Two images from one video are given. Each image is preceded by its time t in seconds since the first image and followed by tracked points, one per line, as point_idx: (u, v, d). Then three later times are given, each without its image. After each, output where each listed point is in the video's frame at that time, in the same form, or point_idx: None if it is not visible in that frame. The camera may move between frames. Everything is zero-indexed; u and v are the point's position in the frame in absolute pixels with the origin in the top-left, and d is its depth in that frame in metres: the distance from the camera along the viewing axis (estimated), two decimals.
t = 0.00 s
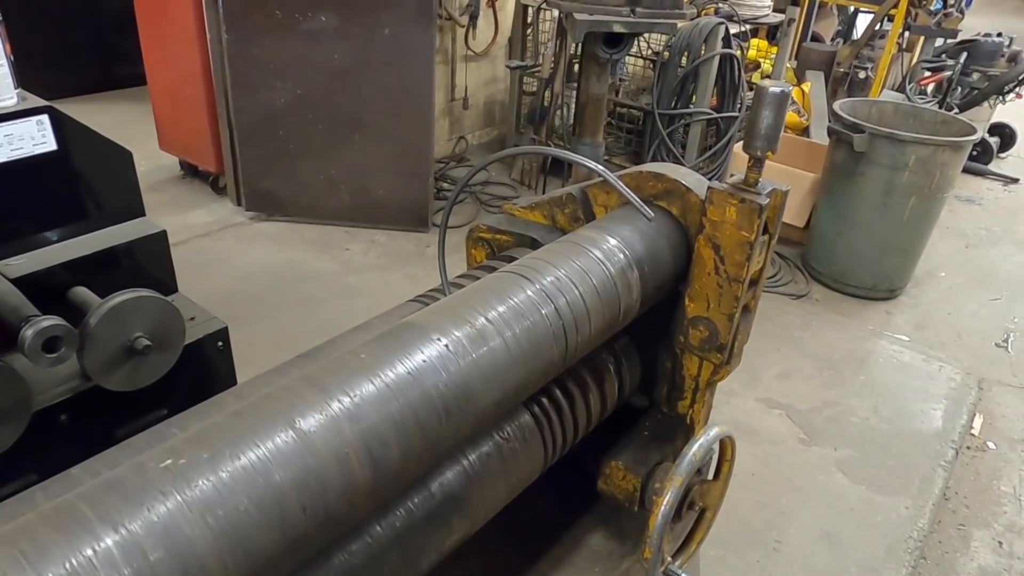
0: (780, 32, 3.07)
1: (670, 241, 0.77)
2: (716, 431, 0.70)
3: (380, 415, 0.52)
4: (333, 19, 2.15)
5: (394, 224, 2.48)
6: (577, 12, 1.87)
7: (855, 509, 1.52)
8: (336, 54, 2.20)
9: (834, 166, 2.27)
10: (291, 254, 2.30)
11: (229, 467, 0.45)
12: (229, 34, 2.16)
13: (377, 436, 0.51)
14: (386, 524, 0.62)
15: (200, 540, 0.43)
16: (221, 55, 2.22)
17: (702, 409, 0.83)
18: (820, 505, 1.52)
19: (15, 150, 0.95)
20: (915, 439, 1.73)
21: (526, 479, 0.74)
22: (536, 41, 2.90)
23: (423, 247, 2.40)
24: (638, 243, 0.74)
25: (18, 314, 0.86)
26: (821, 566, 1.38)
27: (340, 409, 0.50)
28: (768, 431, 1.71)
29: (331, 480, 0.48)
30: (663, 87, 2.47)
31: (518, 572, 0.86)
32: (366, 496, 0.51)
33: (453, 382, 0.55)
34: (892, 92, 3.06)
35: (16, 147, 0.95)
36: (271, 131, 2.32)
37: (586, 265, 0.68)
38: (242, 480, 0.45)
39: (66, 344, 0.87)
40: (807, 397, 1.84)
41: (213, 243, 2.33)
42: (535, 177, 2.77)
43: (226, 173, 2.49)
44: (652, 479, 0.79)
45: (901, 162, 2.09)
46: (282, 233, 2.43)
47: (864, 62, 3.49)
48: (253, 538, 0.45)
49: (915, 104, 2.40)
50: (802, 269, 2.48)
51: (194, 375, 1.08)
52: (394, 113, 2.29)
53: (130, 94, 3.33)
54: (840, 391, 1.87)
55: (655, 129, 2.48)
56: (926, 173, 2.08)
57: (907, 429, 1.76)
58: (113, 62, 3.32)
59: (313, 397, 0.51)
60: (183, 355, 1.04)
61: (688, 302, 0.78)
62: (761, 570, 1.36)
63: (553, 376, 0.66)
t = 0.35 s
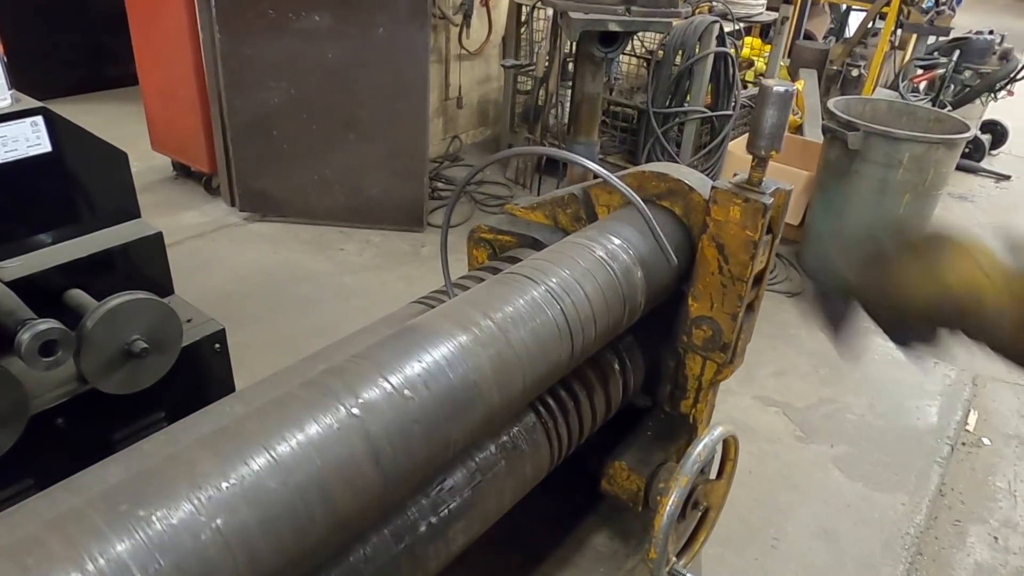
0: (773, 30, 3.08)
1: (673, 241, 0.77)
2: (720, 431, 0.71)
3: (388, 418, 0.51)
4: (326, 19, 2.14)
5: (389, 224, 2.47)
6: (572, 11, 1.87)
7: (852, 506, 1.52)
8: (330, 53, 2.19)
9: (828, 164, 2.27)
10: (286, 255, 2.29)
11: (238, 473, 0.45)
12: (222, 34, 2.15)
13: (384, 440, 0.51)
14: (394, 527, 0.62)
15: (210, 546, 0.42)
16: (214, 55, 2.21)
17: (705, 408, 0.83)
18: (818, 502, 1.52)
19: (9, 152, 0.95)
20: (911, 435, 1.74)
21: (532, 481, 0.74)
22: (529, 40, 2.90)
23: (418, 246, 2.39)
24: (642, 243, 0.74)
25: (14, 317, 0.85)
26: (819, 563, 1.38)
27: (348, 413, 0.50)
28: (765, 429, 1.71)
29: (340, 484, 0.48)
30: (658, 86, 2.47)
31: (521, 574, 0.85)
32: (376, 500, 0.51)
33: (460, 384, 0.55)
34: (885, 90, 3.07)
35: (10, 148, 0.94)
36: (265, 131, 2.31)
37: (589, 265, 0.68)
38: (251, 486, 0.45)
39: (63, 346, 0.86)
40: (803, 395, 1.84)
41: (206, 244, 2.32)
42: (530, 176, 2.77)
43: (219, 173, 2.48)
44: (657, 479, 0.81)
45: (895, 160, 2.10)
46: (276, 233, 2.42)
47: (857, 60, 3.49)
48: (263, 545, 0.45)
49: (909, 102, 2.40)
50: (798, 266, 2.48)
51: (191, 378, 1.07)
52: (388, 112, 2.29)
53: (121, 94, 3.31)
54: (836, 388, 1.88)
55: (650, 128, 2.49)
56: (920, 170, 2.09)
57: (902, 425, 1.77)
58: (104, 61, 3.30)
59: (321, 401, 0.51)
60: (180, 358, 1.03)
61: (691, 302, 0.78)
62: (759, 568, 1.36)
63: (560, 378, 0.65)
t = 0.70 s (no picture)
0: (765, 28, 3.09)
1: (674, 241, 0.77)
2: (723, 432, 0.71)
3: (395, 422, 0.51)
4: (318, 19, 2.14)
5: (382, 225, 2.47)
6: (565, 10, 1.87)
7: (846, 503, 1.53)
8: (322, 54, 2.18)
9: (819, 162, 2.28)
10: (278, 256, 2.28)
11: (247, 480, 0.45)
12: (213, 34, 2.14)
13: (393, 443, 0.51)
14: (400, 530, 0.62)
15: (221, 553, 0.42)
16: (206, 56, 2.20)
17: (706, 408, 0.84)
18: (812, 500, 1.53)
19: (2, 154, 0.94)
20: (904, 432, 1.75)
21: (537, 482, 0.74)
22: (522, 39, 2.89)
23: (411, 247, 2.39)
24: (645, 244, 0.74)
25: (9, 319, 0.85)
26: (814, 560, 1.39)
27: (356, 418, 0.50)
28: (759, 427, 1.72)
29: (347, 487, 0.48)
30: (650, 85, 2.48)
31: None
32: (385, 503, 0.51)
33: (466, 388, 0.55)
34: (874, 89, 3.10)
35: (3, 151, 0.94)
36: (257, 132, 2.30)
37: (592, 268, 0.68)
38: (262, 492, 0.45)
39: (58, 350, 0.86)
40: (797, 393, 1.85)
41: (198, 246, 2.31)
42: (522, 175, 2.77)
43: (211, 175, 2.47)
44: (658, 479, 0.81)
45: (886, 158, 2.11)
46: (268, 234, 2.40)
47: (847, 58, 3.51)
48: (274, 551, 0.45)
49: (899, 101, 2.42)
50: (790, 265, 2.49)
51: (184, 383, 1.06)
52: (380, 112, 2.28)
53: (109, 95, 3.28)
54: (829, 386, 1.88)
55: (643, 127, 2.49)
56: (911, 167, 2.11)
57: (895, 422, 1.78)
58: (92, 62, 3.27)
59: (329, 406, 0.50)
60: (175, 361, 1.03)
61: (693, 303, 0.79)
62: (755, 566, 1.37)
63: (563, 380, 0.66)
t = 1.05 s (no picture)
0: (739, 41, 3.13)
1: (657, 250, 0.78)
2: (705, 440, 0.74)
3: (385, 432, 0.52)
4: (296, 32, 2.14)
5: (361, 237, 2.46)
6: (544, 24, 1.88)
7: (825, 509, 1.55)
8: (301, 67, 2.18)
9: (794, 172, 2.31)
10: (257, 269, 2.27)
11: (236, 494, 0.45)
12: (191, 47, 2.13)
13: (381, 455, 0.51)
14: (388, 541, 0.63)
15: (210, 567, 0.42)
16: (183, 69, 2.19)
17: (689, 418, 0.85)
18: (792, 506, 1.55)
19: None
20: (881, 438, 1.77)
21: (525, 490, 0.75)
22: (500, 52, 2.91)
23: (390, 259, 2.38)
24: (630, 253, 0.75)
25: None
26: (794, 566, 1.40)
27: (345, 430, 0.50)
28: (739, 435, 1.73)
29: (337, 500, 0.48)
30: (628, 97, 2.51)
31: None
32: (374, 514, 0.51)
33: (455, 399, 0.56)
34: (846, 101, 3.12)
35: None
36: (235, 145, 2.29)
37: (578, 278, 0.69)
38: (251, 506, 0.45)
39: (36, 366, 0.86)
40: (775, 401, 1.87)
41: (175, 260, 2.29)
42: (501, 187, 2.78)
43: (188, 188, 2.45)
44: (643, 486, 0.82)
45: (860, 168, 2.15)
46: (246, 248, 2.39)
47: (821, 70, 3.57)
48: (265, 565, 0.45)
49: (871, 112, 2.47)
50: (766, 274, 2.52)
51: (165, 399, 1.06)
52: (360, 125, 2.28)
53: (84, 109, 3.25)
54: (806, 394, 1.91)
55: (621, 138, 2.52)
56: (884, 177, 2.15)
57: (871, 428, 1.80)
58: (66, 76, 3.24)
59: (318, 418, 0.51)
60: (155, 376, 1.02)
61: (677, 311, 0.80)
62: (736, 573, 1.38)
63: (550, 389, 0.66)
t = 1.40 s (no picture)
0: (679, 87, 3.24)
1: (588, 298, 0.81)
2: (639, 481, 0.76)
3: (319, 485, 0.53)
4: (243, 81, 2.16)
5: (311, 284, 2.46)
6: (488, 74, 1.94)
7: (771, 542, 1.58)
8: (248, 115, 2.20)
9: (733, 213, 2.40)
10: (204, 317, 2.25)
11: (168, 552, 0.46)
12: (136, 96, 2.13)
13: (315, 508, 0.52)
14: None
15: None
16: (128, 118, 2.19)
17: (626, 459, 0.87)
18: (739, 540, 1.58)
19: None
20: (823, 470, 1.83)
21: (465, 535, 0.76)
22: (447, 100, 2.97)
23: (341, 305, 2.39)
24: (560, 302, 0.78)
25: None
26: None
27: (278, 485, 0.52)
28: (687, 472, 1.77)
29: (269, 555, 0.49)
30: (572, 142, 2.58)
31: None
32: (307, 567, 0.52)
33: (388, 450, 0.58)
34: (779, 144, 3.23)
35: None
36: (181, 194, 2.28)
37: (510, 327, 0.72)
38: (183, 563, 0.46)
39: None
40: (721, 436, 1.91)
41: (119, 310, 2.25)
42: (451, 232, 2.81)
43: (134, 237, 2.43)
44: (583, 528, 0.83)
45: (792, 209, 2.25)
46: (193, 296, 2.37)
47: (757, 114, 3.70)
48: None
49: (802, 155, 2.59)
50: (711, 312, 2.59)
51: (108, 455, 1.04)
52: (308, 173, 2.30)
53: (24, 159, 3.20)
54: (751, 429, 1.96)
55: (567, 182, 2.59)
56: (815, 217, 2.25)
57: (814, 461, 1.86)
58: (6, 125, 3.19)
59: (252, 474, 0.52)
60: (99, 432, 1.01)
61: (609, 356, 0.83)
62: None
63: (484, 436, 0.68)
